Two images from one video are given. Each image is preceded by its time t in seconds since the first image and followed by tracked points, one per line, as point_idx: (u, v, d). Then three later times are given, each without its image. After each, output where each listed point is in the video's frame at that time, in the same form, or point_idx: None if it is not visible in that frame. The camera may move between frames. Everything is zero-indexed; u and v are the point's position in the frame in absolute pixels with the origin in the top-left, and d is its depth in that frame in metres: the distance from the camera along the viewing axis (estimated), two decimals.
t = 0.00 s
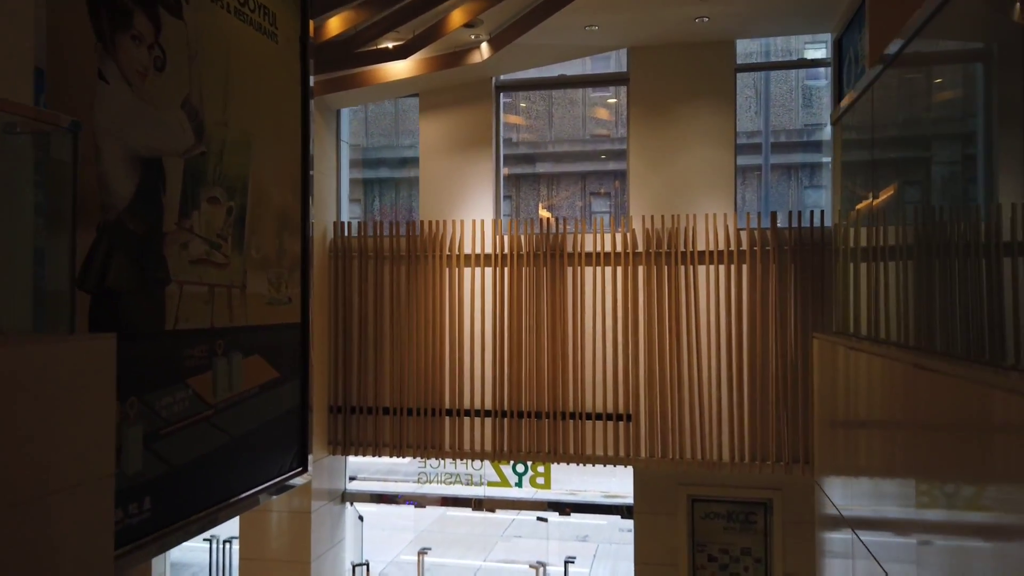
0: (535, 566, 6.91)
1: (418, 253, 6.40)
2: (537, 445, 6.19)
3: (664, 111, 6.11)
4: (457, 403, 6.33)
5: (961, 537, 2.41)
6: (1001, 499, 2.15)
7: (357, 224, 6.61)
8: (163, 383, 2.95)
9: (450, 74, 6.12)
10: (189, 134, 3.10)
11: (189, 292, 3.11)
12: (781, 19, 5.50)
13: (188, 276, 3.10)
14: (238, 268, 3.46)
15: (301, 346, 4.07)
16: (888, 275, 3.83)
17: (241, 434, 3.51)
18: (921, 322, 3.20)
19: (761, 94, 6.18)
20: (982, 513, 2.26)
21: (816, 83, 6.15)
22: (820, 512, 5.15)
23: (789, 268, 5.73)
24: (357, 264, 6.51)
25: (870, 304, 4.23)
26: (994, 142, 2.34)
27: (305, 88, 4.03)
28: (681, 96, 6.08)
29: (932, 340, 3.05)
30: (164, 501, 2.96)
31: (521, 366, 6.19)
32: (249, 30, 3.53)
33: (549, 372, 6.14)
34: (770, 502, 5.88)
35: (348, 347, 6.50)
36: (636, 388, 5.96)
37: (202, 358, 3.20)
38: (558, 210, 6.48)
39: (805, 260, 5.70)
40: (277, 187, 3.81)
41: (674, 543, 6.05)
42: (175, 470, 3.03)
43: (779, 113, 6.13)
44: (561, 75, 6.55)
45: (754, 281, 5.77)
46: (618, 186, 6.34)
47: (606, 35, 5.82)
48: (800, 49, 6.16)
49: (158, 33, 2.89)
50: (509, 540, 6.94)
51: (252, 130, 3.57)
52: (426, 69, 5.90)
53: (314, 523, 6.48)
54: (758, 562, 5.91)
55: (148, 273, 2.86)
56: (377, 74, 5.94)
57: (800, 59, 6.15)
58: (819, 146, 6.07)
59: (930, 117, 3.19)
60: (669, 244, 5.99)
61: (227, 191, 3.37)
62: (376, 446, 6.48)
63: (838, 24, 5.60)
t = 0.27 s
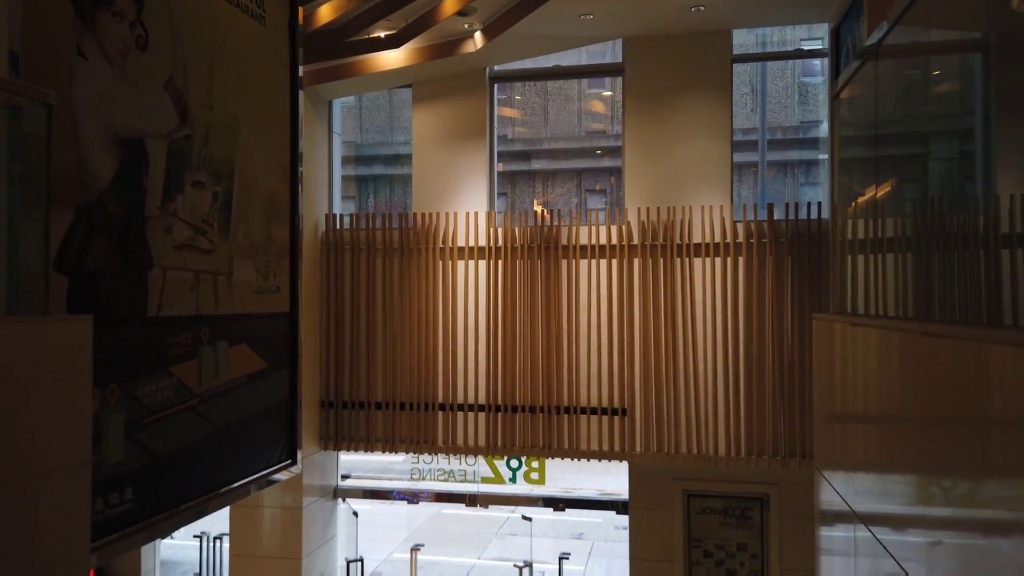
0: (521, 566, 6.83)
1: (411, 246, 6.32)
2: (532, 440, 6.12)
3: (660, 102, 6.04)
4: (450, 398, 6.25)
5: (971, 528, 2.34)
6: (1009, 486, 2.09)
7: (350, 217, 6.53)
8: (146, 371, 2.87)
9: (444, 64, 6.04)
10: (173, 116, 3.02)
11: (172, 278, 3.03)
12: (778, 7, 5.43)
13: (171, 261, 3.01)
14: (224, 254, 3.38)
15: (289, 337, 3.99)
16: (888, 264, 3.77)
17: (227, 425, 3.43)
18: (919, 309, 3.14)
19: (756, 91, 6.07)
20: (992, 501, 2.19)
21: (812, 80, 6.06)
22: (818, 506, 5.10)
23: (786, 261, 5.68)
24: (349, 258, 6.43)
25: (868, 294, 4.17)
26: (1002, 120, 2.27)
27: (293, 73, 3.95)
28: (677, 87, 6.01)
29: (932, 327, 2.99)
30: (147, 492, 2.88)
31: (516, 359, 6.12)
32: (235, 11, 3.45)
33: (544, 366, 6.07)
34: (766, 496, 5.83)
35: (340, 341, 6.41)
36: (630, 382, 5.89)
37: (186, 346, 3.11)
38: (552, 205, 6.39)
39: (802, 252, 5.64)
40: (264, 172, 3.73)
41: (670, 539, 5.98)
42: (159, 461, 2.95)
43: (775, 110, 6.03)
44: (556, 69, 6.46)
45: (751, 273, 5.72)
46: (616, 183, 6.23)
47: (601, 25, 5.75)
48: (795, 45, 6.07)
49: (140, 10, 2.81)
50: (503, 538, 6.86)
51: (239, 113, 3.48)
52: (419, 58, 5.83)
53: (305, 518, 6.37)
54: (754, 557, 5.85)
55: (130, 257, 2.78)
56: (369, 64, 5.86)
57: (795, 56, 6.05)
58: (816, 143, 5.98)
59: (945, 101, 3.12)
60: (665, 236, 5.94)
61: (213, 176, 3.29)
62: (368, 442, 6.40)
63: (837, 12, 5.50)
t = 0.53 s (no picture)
0: (506, 564, 6.80)
1: (405, 240, 6.28)
2: (527, 435, 6.09)
3: (656, 95, 6.01)
4: (445, 393, 6.22)
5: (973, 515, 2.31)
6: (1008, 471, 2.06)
7: (344, 211, 6.49)
8: (132, 358, 2.82)
9: (438, 56, 6.01)
10: (160, 101, 2.98)
11: (159, 265, 2.98)
12: None
13: (157, 248, 2.97)
14: (213, 242, 3.34)
15: (281, 327, 3.95)
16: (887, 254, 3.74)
17: (217, 416, 3.39)
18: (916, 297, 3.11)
19: (751, 88, 6.04)
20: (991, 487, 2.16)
21: (807, 78, 6.04)
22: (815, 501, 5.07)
23: (782, 254, 5.65)
24: (343, 252, 6.39)
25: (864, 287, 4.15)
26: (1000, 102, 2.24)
27: (285, 60, 3.91)
28: (672, 79, 5.98)
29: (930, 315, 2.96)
30: (133, 483, 2.84)
31: (510, 354, 6.09)
32: None
33: (539, 360, 6.03)
34: (761, 491, 5.79)
35: (333, 336, 6.37)
36: (625, 376, 5.86)
37: (173, 334, 3.07)
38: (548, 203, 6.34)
39: (799, 245, 5.61)
40: (255, 160, 3.69)
41: (664, 534, 5.95)
42: (145, 451, 2.90)
43: (770, 108, 6.01)
44: (552, 67, 6.43)
45: (746, 267, 5.69)
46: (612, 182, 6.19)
47: (596, 17, 5.72)
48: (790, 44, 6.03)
49: None
50: (499, 535, 6.81)
51: (228, 100, 3.44)
52: (413, 50, 5.79)
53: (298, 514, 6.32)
54: (749, 552, 5.81)
55: (115, 242, 2.74)
56: (362, 56, 5.82)
57: (790, 54, 6.02)
58: (811, 141, 5.95)
59: (948, 88, 3.08)
60: (661, 230, 5.90)
61: (201, 162, 3.25)
62: (362, 437, 6.36)
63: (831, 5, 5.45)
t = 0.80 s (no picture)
0: (493, 561, 6.73)
1: (399, 234, 6.21)
2: (522, 430, 6.03)
3: (653, 87, 5.95)
4: (439, 388, 6.15)
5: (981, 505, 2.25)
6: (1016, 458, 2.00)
7: (337, 204, 6.41)
8: (116, 346, 2.76)
9: (432, 47, 5.94)
10: (146, 83, 2.91)
11: (145, 251, 2.92)
12: None
13: (143, 234, 2.90)
14: (201, 230, 3.27)
15: (271, 319, 3.88)
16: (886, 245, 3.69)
17: (204, 407, 3.32)
18: (917, 285, 3.06)
19: (747, 85, 6.02)
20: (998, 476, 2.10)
21: (804, 76, 6.00)
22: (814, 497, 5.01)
23: (778, 247, 5.60)
24: (337, 246, 6.31)
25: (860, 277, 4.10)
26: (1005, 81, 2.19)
27: (275, 47, 3.84)
28: (669, 71, 5.92)
29: (932, 304, 2.91)
30: (117, 474, 2.77)
31: (505, 348, 6.02)
32: None
33: (534, 355, 5.97)
34: (758, 487, 5.74)
35: (326, 331, 6.30)
36: (621, 371, 5.81)
37: (160, 323, 3.00)
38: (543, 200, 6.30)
39: (796, 238, 5.56)
40: (245, 148, 3.62)
41: (661, 531, 5.88)
42: (130, 441, 2.84)
43: (767, 106, 5.96)
44: (548, 64, 6.38)
45: (743, 261, 5.64)
46: (607, 178, 6.17)
47: (593, 8, 5.66)
48: (786, 42, 6.00)
49: None
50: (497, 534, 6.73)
51: (217, 85, 3.37)
52: (407, 41, 5.72)
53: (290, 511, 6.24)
54: (746, 548, 5.77)
55: (98, 226, 2.67)
56: (356, 47, 5.75)
57: (786, 52, 5.99)
58: (808, 139, 5.89)
59: (949, 76, 3.02)
60: (657, 223, 5.84)
61: (189, 148, 3.18)
62: (356, 433, 6.29)
63: None
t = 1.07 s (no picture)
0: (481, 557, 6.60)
1: (392, 226, 6.14)
2: (517, 424, 5.97)
3: (648, 78, 5.89)
4: (432, 382, 6.08)
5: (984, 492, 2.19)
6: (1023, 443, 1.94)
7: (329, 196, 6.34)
8: (99, 332, 2.69)
9: (425, 37, 5.87)
10: (130, 64, 2.85)
11: (128, 236, 2.85)
12: None
13: (126, 218, 2.83)
14: (187, 216, 3.20)
15: (259, 310, 3.81)
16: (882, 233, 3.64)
17: (191, 397, 3.25)
18: (917, 273, 3.00)
19: (744, 83, 5.97)
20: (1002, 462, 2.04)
21: (799, 74, 6.01)
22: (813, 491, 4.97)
23: (775, 240, 5.56)
24: (329, 239, 6.24)
25: (857, 268, 4.05)
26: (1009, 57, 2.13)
27: (264, 31, 3.77)
28: (665, 63, 5.87)
29: (931, 290, 2.86)
30: (100, 464, 2.70)
31: (500, 342, 5.96)
32: None
33: (529, 349, 5.91)
34: (754, 482, 5.70)
35: (318, 325, 6.22)
36: (616, 365, 5.75)
37: (143, 310, 2.93)
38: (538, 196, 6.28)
39: (792, 231, 5.52)
40: (232, 134, 3.55)
41: (656, 527, 5.83)
42: (112, 430, 2.76)
43: (764, 103, 5.95)
44: (544, 60, 6.32)
45: (739, 253, 5.60)
46: (603, 175, 6.11)
47: None
48: (782, 39, 6.00)
49: None
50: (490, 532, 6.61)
51: (203, 68, 3.30)
52: (400, 31, 5.66)
53: (282, 507, 6.16)
54: (743, 544, 5.72)
55: (79, 208, 2.60)
56: (349, 36, 5.69)
57: (782, 50, 5.98)
58: (805, 137, 5.90)
59: (947, 58, 2.97)
60: (653, 215, 5.79)
61: (175, 131, 3.11)
62: (348, 428, 6.22)
63: None
